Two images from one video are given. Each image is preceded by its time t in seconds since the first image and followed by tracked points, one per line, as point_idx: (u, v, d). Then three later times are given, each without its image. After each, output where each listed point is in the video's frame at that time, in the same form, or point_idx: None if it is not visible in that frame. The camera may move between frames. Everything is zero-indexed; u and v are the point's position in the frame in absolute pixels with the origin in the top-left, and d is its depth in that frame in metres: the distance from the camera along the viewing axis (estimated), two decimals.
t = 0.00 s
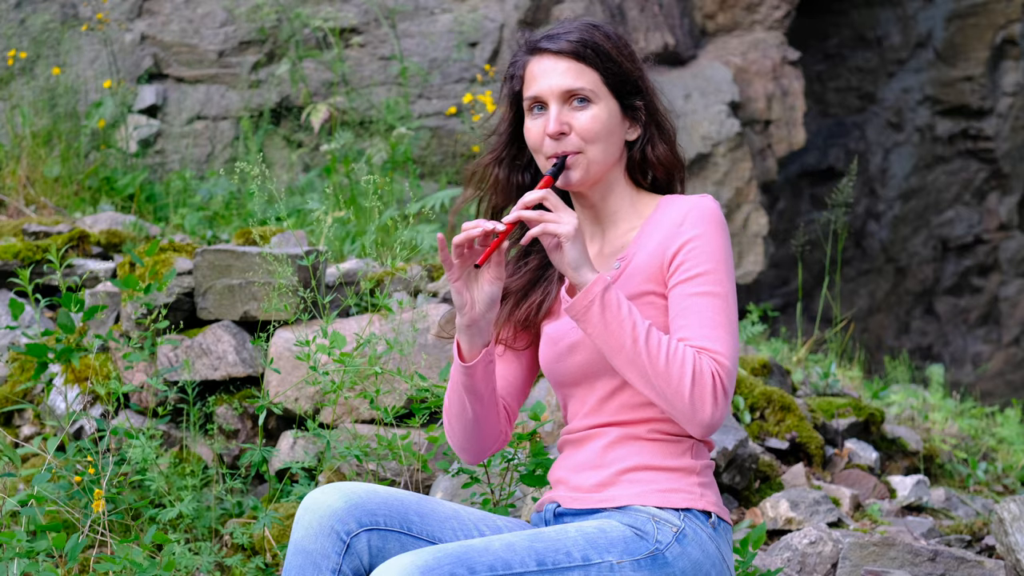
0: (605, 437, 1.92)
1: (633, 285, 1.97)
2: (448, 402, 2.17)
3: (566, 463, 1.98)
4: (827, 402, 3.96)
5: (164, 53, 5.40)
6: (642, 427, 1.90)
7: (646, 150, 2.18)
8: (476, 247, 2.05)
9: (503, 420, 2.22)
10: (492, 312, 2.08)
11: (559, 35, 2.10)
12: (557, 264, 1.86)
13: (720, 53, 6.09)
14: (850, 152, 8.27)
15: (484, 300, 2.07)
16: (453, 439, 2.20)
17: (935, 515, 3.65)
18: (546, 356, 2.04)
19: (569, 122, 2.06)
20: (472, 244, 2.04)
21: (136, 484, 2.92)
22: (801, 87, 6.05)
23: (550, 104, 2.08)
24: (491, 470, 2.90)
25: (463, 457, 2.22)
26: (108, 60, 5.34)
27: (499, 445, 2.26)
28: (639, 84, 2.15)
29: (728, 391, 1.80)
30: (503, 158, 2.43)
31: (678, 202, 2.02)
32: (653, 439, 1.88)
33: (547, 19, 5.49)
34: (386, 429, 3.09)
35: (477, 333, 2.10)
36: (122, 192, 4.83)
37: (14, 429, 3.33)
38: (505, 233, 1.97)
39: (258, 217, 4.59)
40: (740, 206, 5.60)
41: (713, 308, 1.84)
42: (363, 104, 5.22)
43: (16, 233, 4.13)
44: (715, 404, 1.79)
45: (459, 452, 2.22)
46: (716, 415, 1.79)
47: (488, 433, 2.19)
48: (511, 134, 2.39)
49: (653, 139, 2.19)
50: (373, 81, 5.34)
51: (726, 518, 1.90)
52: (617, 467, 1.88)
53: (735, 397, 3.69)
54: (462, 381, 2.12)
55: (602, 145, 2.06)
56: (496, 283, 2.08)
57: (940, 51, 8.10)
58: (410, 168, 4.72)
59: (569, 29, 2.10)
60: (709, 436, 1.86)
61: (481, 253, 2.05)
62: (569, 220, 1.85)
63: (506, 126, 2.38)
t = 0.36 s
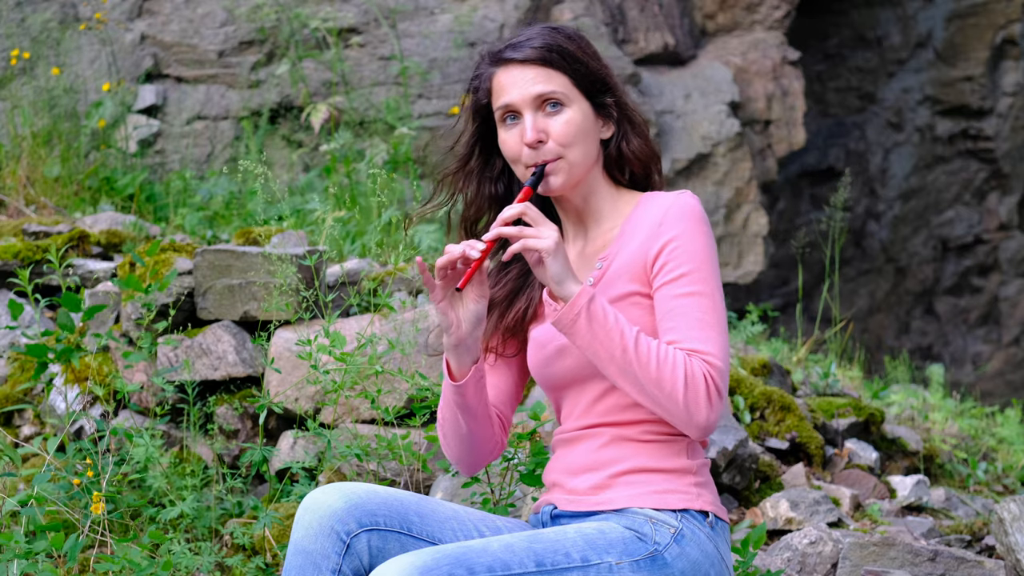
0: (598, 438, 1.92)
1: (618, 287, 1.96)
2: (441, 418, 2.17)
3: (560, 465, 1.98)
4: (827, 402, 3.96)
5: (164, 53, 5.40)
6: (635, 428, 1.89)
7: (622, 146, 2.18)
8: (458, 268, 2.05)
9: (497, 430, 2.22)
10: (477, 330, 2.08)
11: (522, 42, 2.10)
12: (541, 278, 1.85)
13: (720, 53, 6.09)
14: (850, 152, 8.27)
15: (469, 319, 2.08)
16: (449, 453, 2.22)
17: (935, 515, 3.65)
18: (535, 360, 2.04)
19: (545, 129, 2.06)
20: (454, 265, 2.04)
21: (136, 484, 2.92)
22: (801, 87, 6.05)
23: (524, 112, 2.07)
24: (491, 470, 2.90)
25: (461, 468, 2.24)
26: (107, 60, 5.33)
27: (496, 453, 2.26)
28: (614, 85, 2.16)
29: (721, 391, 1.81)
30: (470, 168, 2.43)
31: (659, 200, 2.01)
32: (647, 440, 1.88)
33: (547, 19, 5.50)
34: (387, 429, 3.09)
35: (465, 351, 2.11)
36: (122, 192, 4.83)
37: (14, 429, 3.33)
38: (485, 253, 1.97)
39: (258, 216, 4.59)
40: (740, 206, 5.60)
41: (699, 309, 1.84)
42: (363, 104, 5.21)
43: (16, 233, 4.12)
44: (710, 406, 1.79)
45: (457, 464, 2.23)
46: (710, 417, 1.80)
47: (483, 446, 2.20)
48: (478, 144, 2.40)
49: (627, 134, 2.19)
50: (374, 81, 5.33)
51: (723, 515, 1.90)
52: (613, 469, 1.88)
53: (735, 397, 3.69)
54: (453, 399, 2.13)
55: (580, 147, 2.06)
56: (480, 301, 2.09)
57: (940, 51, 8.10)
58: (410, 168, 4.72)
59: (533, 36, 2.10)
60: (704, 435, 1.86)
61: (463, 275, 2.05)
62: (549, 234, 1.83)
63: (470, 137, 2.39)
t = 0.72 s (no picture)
0: (591, 440, 1.91)
1: (602, 290, 1.96)
2: (427, 426, 2.17)
3: (553, 467, 1.98)
4: (827, 402, 3.96)
5: (164, 53, 5.40)
6: (629, 429, 1.89)
7: (599, 147, 2.18)
8: (438, 276, 2.04)
9: (484, 434, 2.21)
10: (459, 338, 2.07)
11: (497, 46, 2.09)
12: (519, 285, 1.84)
13: (720, 53, 6.09)
14: (850, 152, 8.27)
15: (450, 327, 2.07)
16: (438, 460, 2.21)
17: (935, 515, 3.65)
18: (523, 364, 2.04)
19: (521, 133, 2.05)
20: (433, 273, 2.03)
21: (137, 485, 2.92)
22: (801, 87, 6.06)
23: (499, 117, 2.06)
24: (490, 471, 2.90)
25: (450, 473, 2.24)
26: (107, 60, 5.33)
27: (485, 457, 2.26)
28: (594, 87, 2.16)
29: (703, 394, 1.81)
30: (450, 175, 2.43)
31: (641, 201, 2.00)
32: (641, 441, 1.87)
33: (547, 19, 5.51)
34: (388, 429, 3.09)
35: (447, 359, 2.10)
36: (122, 192, 4.83)
37: (14, 429, 3.33)
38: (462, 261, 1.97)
39: (258, 216, 4.59)
40: (740, 206, 5.60)
41: (681, 311, 1.84)
42: (363, 104, 5.20)
43: (16, 233, 4.12)
44: (691, 410, 1.79)
45: (445, 469, 2.23)
46: (693, 419, 1.80)
47: (470, 452, 2.19)
48: (455, 151, 2.39)
49: (604, 135, 2.19)
50: (374, 81, 5.32)
51: (720, 513, 1.90)
52: (606, 471, 1.88)
53: (735, 397, 3.70)
54: (437, 407, 2.12)
55: (556, 150, 2.05)
56: (461, 309, 2.08)
57: (940, 51, 8.11)
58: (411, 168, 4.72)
59: (507, 39, 2.09)
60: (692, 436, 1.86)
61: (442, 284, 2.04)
62: (527, 241, 1.82)
63: (449, 143, 2.38)
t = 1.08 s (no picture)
0: (587, 442, 1.91)
1: (588, 294, 1.95)
2: (416, 431, 2.17)
3: (548, 469, 1.97)
4: (827, 402, 3.96)
5: (164, 53, 5.40)
6: (624, 430, 1.88)
7: (583, 149, 2.17)
8: (423, 283, 2.03)
9: (474, 437, 2.21)
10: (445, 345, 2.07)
11: (481, 47, 2.08)
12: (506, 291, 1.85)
13: (720, 53, 6.09)
14: (850, 152, 8.27)
15: (435, 334, 2.07)
16: (429, 464, 2.21)
17: (935, 515, 3.65)
18: (514, 368, 2.03)
19: (504, 135, 2.05)
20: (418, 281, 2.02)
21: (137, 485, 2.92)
22: (801, 87, 6.06)
23: (482, 119, 2.06)
24: (489, 472, 2.90)
25: (441, 477, 2.23)
26: (107, 60, 5.33)
27: (476, 460, 2.26)
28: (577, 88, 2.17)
29: (690, 396, 1.81)
30: (433, 174, 2.42)
31: (625, 202, 2.00)
32: (635, 441, 1.87)
33: (547, 19, 5.51)
34: (388, 429, 3.09)
35: (434, 365, 2.09)
36: (122, 192, 4.84)
37: (14, 429, 3.34)
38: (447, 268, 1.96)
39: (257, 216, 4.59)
40: (740, 206, 5.60)
41: (666, 314, 1.84)
42: (363, 104, 5.19)
43: (16, 233, 4.12)
44: (679, 413, 1.79)
45: (437, 473, 2.23)
46: (680, 423, 1.80)
47: (461, 456, 2.19)
48: (439, 152, 2.38)
49: (588, 136, 2.18)
50: (374, 81, 5.32)
51: (717, 511, 1.90)
52: (601, 473, 1.88)
53: (735, 397, 3.71)
54: (425, 413, 2.12)
55: (540, 152, 2.05)
56: (446, 315, 2.08)
57: (940, 51, 8.10)
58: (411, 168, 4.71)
59: (491, 40, 2.08)
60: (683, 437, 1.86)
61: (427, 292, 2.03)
62: (512, 247, 1.83)
63: (432, 143, 2.37)
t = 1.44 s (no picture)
0: (584, 444, 1.91)
1: (581, 298, 1.95)
2: (416, 444, 2.17)
3: (546, 471, 1.97)
4: (827, 402, 3.96)
5: (164, 53, 5.40)
6: (620, 431, 1.88)
7: (570, 151, 2.16)
8: (415, 299, 2.03)
9: (474, 443, 2.21)
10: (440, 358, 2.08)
11: (464, 54, 2.07)
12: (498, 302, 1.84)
13: (720, 53, 6.09)
14: (850, 152, 8.27)
15: (430, 348, 2.07)
16: (431, 473, 2.22)
17: (934, 515, 3.65)
18: (508, 371, 2.03)
19: (490, 142, 2.04)
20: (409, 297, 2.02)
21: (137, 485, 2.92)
22: (801, 87, 6.06)
23: (467, 127, 2.05)
24: (489, 472, 2.90)
25: (444, 484, 2.24)
26: (107, 60, 5.33)
27: (477, 464, 2.26)
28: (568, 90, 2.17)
29: (687, 399, 1.81)
30: (418, 178, 2.42)
31: (615, 204, 1.99)
32: (632, 442, 1.87)
33: (547, 19, 5.51)
34: (388, 429, 3.09)
35: (429, 379, 2.10)
36: (122, 192, 4.84)
37: (14, 429, 3.33)
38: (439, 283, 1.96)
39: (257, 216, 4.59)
40: (740, 206, 5.60)
41: (658, 318, 1.83)
42: (363, 104, 5.19)
43: (16, 233, 4.13)
44: (676, 417, 1.80)
45: (439, 481, 2.24)
46: (678, 427, 1.80)
47: (462, 463, 2.20)
48: (424, 156, 2.39)
49: (575, 138, 2.17)
50: (374, 81, 5.32)
51: (716, 510, 1.90)
52: (599, 474, 1.87)
53: (735, 397, 3.71)
54: (423, 426, 2.12)
55: (526, 158, 2.05)
56: (439, 330, 2.08)
57: (940, 51, 8.10)
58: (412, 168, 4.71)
59: (474, 46, 2.07)
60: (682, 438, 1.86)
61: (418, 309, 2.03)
62: (502, 259, 1.82)
63: (417, 147, 2.38)
